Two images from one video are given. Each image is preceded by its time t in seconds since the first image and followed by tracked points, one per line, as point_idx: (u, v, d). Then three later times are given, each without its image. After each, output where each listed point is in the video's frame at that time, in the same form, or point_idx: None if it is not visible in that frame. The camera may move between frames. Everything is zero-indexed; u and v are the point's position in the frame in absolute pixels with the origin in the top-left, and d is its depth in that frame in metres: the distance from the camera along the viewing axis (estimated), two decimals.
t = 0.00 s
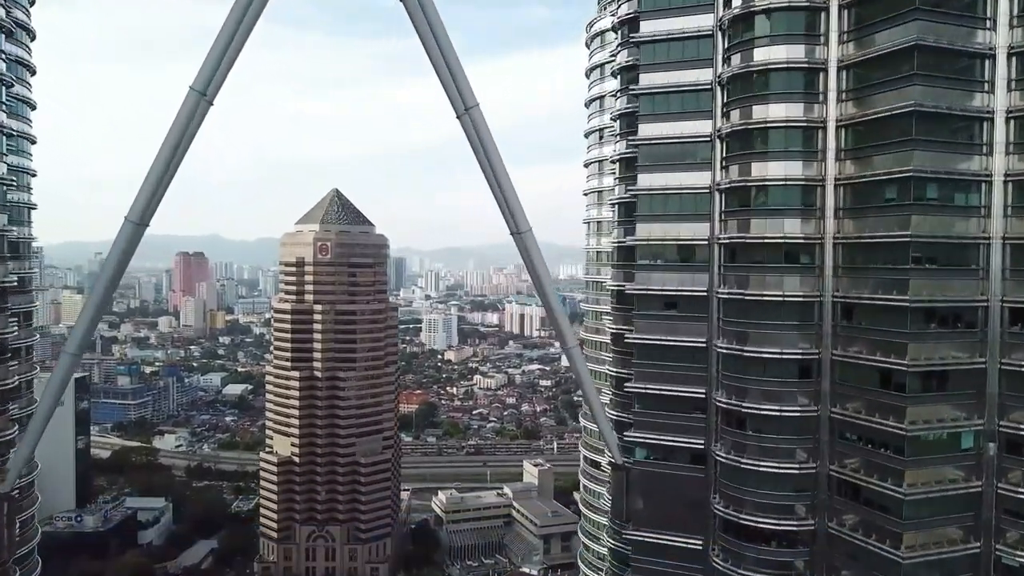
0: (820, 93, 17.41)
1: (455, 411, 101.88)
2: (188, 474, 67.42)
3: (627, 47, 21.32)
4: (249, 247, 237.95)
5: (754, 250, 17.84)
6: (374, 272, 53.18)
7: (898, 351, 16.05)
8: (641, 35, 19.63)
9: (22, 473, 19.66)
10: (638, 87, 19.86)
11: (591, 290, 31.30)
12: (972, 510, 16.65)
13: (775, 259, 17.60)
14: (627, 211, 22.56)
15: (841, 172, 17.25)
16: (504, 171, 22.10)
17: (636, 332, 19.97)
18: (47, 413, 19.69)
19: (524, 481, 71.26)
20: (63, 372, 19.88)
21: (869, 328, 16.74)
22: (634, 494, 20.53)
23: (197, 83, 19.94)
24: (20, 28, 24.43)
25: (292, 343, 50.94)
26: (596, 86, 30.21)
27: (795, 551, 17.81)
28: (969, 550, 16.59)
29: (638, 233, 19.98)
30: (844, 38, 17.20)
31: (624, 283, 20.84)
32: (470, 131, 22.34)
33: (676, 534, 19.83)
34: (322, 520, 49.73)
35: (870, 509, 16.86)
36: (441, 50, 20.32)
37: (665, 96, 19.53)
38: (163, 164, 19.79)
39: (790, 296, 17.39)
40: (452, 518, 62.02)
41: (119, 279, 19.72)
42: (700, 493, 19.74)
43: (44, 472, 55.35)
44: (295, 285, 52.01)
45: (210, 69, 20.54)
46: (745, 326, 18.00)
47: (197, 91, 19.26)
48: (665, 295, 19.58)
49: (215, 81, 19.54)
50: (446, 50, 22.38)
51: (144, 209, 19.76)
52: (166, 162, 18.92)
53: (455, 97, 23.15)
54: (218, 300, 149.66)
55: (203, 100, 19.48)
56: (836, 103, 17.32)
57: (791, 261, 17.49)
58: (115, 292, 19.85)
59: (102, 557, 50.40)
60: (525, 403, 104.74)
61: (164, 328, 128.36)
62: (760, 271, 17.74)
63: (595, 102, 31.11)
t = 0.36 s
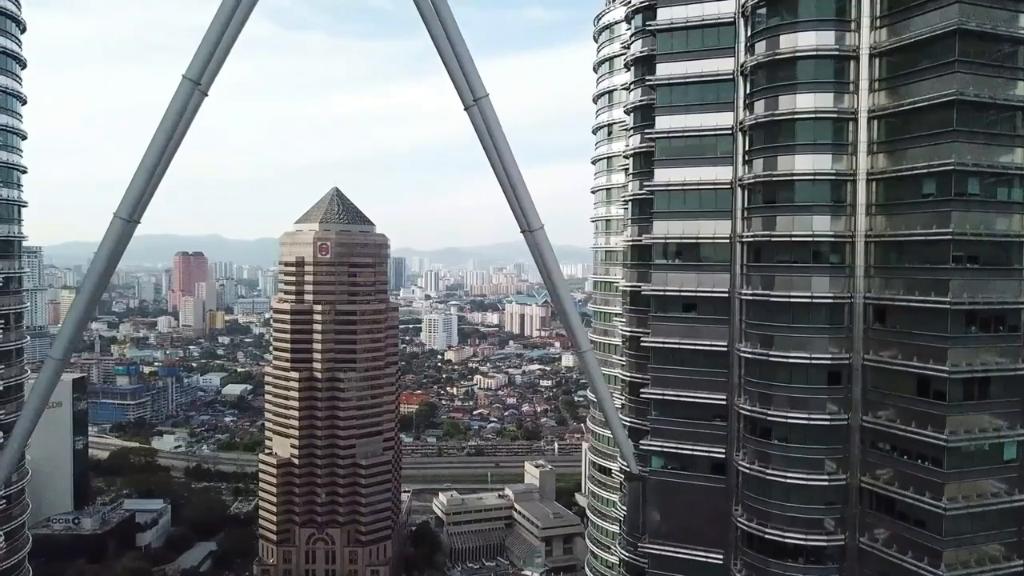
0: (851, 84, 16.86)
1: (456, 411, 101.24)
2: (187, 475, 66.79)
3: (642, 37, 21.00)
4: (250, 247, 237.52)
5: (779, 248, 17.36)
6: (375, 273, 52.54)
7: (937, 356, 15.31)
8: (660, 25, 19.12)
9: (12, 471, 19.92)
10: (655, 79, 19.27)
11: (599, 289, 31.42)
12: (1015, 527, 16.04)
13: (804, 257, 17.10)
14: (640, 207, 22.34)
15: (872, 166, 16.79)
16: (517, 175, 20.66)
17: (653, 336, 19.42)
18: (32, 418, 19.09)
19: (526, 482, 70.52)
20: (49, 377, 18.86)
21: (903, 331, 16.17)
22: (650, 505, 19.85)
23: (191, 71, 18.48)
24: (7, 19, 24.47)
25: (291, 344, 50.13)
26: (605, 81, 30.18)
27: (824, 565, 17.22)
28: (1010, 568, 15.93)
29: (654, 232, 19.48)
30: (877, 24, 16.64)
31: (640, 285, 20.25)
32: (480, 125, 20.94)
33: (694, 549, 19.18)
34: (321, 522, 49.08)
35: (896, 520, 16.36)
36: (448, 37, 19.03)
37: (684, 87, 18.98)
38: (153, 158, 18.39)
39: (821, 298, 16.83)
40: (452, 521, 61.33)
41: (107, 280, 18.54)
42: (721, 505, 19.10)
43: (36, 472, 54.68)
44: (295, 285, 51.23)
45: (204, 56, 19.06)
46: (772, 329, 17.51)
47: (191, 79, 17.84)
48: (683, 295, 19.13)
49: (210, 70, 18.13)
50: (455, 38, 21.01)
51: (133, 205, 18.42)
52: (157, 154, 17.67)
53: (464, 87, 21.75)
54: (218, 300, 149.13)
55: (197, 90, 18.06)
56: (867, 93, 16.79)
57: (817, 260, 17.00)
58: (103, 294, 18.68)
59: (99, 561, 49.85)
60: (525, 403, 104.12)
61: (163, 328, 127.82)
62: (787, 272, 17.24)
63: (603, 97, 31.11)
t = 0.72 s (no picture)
0: (881, 73, 16.39)
1: (456, 412, 100.71)
2: (185, 477, 66.11)
3: (657, 27, 20.73)
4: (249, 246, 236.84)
5: (803, 248, 16.89)
6: (375, 273, 52.01)
7: (977, 362, 14.76)
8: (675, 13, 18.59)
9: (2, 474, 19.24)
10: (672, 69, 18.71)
11: (607, 290, 31.13)
12: None
13: (834, 258, 16.54)
14: (656, 205, 21.73)
15: (903, 161, 16.28)
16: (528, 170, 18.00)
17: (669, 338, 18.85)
18: (18, 423, 18.30)
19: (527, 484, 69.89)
20: (36, 381, 17.85)
21: (936, 333, 15.69)
22: (664, 517, 19.23)
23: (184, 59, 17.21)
24: None
25: (289, 345, 49.41)
26: (613, 75, 29.82)
27: None
28: None
29: (671, 230, 18.99)
30: (909, 10, 16.18)
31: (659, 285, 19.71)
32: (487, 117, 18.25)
33: (713, 564, 18.60)
34: (321, 525, 48.53)
35: (929, 534, 15.88)
36: (454, 23, 17.35)
37: (701, 77, 18.45)
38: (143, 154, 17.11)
39: (850, 301, 16.37)
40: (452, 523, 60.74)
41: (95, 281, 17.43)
42: (740, 516, 18.54)
43: (31, 473, 53.91)
44: (294, 285, 50.36)
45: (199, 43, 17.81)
46: (796, 333, 16.98)
47: (182, 68, 16.62)
48: (701, 297, 18.55)
49: (206, 58, 16.93)
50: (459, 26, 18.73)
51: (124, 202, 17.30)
52: (147, 147, 16.49)
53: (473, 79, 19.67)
54: (217, 300, 148.63)
55: (191, 79, 16.83)
56: (898, 84, 16.30)
57: (847, 260, 16.48)
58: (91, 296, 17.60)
59: (96, 564, 49.19)
60: (525, 404, 103.60)
61: (161, 329, 127.18)
62: (814, 273, 16.71)
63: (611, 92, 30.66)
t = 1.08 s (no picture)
0: (919, 61, 15.78)
1: (456, 412, 100.10)
2: (185, 478, 65.48)
3: (673, 17, 20.42)
4: (251, 246, 236.37)
5: (831, 249, 16.38)
6: (375, 273, 51.40)
7: None
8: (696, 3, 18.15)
9: None
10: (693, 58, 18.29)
11: (616, 290, 30.59)
12: None
13: (867, 259, 16.01)
14: (673, 203, 21.05)
15: (943, 154, 15.63)
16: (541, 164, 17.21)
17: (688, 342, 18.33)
18: None
19: (528, 485, 69.28)
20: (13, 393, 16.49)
21: (976, 340, 15.08)
22: (684, 531, 18.75)
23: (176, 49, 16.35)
24: None
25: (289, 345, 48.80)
26: (622, 70, 29.29)
27: None
28: None
29: (692, 230, 18.48)
30: None
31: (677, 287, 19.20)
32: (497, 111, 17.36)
33: None
34: (321, 527, 47.91)
35: (971, 553, 15.28)
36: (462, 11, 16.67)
37: (724, 67, 18.02)
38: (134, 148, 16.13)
39: (887, 303, 15.81)
40: (453, 524, 60.08)
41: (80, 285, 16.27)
42: (763, 529, 18.06)
43: (28, 475, 53.11)
44: (294, 285, 49.72)
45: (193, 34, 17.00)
46: (825, 338, 16.49)
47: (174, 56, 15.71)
48: (722, 300, 18.14)
49: (199, 46, 16.04)
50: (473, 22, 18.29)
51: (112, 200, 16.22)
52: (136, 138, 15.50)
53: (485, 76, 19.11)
54: (217, 300, 148.14)
55: (183, 69, 15.91)
56: (937, 72, 15.69)
57: (882, 261, 15.93)
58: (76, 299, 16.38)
59: (95, 567, 48.47)
60: (526, 404, 103.00)
61: (161, 329, 126.63)
62: (844, 274, 16.21)
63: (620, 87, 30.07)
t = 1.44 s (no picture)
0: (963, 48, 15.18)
1: (457, 412, 99.49)
2: (184, 479, 64.68)
3: (691, 6, 20.16)
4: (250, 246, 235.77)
5: (864, 249, 15.86)
6: (375, 273, 50.77)
7: None
8: None
9: None
10: (717, 48, 17.84)
11: (626, 291, 30.10)
12: None
13: (904, 258, 15.44)
14: (693, 200, 20.48)
15: (985, 146, 15.10)
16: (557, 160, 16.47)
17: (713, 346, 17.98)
18: None
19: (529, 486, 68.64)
20: None
21: None
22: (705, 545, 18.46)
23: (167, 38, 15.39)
24: None
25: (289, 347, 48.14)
26: (632, 65, 28.63)
27: None
28: None
29: (715, 227, 18.03)
30: None
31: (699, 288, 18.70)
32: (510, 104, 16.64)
33: None
34: (321, 529, 47.25)
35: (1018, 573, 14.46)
36: None
37: (751, 55, 17.57)
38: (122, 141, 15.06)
39: (927, 306, 15.19)
40: (454, 526, 59.35)
41: (64, 289, 15.09)
42: (786, 538, 17.75)
43: (25, 477, 52.13)
44: (294, 287, 49.08)
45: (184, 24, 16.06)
46: (861, 344, 15.95)
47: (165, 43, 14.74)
48: (746, 302, 17.76)
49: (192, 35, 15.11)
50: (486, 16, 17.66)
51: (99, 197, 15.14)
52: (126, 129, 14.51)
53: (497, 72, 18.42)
54: (217, 300, 147.55)
55: (175, 57, 14.96)
56: (982, 59, 15.13)
57: (921, 259, 15.33)
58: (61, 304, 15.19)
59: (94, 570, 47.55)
60: (527, 404, 102.38)
61: (161, 328, 125.93)
62: (878, 273, 15.69)
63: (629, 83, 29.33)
